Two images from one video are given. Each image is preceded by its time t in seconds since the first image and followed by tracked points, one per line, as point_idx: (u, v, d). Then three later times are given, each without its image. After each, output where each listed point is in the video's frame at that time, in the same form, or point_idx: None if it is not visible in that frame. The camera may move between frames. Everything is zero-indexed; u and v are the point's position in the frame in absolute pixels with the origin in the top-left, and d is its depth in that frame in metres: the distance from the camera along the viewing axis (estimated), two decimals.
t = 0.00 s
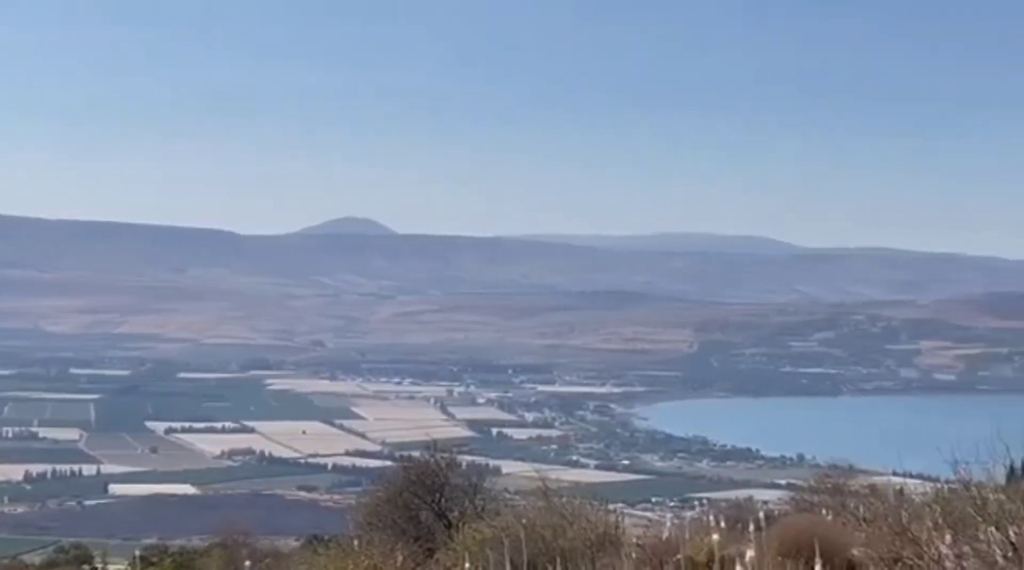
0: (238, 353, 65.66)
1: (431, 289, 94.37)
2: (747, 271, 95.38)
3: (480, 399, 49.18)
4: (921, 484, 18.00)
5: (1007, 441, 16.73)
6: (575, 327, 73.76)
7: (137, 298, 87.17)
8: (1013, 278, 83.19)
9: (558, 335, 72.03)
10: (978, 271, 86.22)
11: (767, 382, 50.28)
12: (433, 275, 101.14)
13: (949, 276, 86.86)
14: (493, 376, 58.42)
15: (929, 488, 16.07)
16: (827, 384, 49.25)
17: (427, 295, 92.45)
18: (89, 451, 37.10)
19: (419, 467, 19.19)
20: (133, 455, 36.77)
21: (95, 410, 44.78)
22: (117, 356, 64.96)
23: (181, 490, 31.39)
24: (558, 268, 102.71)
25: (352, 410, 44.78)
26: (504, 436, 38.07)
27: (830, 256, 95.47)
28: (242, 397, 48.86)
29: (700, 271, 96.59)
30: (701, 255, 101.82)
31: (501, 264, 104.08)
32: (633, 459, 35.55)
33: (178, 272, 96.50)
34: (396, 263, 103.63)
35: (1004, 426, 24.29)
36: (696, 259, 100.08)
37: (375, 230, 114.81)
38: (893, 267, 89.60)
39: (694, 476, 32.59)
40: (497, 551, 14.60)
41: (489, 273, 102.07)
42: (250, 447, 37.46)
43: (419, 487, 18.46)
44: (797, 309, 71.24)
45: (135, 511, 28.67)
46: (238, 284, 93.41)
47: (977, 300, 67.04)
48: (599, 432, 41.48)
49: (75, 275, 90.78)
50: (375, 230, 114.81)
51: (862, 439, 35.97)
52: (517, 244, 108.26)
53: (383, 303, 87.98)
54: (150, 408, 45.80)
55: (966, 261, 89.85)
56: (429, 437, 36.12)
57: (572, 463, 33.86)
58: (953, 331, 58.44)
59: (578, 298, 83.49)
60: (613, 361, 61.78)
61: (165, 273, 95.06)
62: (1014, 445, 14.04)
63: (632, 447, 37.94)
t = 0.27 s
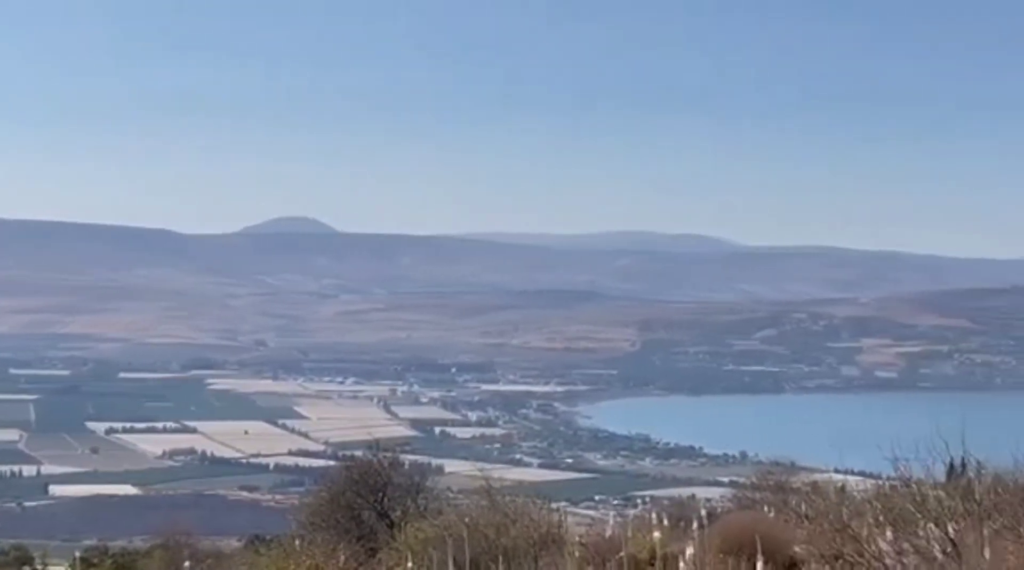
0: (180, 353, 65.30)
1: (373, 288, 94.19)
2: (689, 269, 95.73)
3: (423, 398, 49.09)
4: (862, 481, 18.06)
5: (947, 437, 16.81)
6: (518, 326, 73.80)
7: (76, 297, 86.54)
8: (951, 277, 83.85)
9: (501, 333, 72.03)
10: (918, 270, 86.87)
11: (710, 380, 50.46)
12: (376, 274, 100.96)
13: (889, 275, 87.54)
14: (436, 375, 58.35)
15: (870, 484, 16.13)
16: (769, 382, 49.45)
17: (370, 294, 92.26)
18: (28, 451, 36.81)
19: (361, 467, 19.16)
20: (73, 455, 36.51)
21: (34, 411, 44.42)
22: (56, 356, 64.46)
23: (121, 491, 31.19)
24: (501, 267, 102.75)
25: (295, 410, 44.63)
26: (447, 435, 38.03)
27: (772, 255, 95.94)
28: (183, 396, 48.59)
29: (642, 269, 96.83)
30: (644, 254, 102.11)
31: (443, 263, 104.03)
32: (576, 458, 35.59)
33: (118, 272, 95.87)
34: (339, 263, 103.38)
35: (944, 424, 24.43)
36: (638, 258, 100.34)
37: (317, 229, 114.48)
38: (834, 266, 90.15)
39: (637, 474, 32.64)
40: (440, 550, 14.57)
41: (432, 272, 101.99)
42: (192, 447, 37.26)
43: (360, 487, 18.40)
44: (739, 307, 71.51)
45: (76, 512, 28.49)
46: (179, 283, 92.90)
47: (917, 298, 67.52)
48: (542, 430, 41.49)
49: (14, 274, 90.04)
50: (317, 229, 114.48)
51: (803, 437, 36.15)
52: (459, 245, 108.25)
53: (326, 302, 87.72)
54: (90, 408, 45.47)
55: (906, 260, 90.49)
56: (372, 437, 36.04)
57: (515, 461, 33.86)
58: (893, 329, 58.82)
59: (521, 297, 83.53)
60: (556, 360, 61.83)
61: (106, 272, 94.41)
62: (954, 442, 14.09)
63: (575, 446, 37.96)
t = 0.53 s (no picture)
0: (126, 352, 64.89)
1: (321, 287, 93.94)
2: (636, 267, 95.97)
3: (371, 397, 48.97)
4: (808, 477, 18.12)
5: (893, 433, 16.88)
6: (465, 325, 73.75)
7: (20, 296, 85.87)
8: (896, 274, 84.38)
9: (449, 332, 71.98)
10: (863, 268, 87.36)
11: (657, 378, 50.58)
12: (323, 273, 100.70)
13: (834, 272, 88.12)
14: (383, 374, 58.23)
15: (815, 481, 16.19)
16: (716, 379, 49.60)
17: (317, 292, 92.00)
18: None
19: (308, 467, 19.10)
20: (17, 456, 36.23)
21: None
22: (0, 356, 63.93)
23: (66, 491, 30.98)
24: (449, 265, 102.69)
25: (242, 410, 44.43)
26: (395, 434, 37.95)
27: (718, 253, 96.28)
28: (129, 396, 48.29)
29: (590, 267, 96.97)
30: (591, 252, 102.26)
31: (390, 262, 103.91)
32: (525, 456, 35.58)
33: (63, 271, 95.19)
34: (286, 261, 103.06)
35: (890, 421, 24.54)
36: (585, 256, 100.48)
37: (263, 227, 114.09)
38: (780, 264, 90.55)
39: (586, 472, 32.67)
40: (387, 549, 14.53)
41: (380, 271, 101.81)
42: (138, 447, 37.04)
43: (307, 486, 18.32)
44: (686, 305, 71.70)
45: (21, 513, 28.31)
46: (125, 282, 92.33)
47: (862, 296, 67.89)
48: (490, 428, 41.46)
49: None
50: (263, 227, 114.08)
51: (751, 434, 36.27)
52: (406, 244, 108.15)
53: (273, 302, 87.41)
54: (34, 409, 45.14)
55: (851, 257, 90.99)
56: (320, 436, 35.93)
57: (464, 460, 33.83)
58: (839, 327, 59.11)
59: (469, 296, 83.49)
60: (505, 358, 61.82)
61: (51, 271, 93.73)
62: (899, 439, 14.15)
63: (523, 444, 37.96)
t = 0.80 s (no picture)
0: (79, 352, 64.52)
1: (275, 286, 93.69)
2: (590, 265, 96.18)
3: (326, 396, 48.85)
4: (760, 475, 18.17)
5: (844, 431, 16.94)
6: (420, 323, 73.69)
7: None
8: (848, 272, 84.83)
9: (404, 331, 71.91)
10: (815, 265, 87.78)
11: (612, 375, 50.69)
12: (277, 272, 100.45)
13: (787, 269, 88.53)
14: (338, 373, 58.12)
15: (769, 478, 16.22)
16: (670, 377, 49.72)
17: (271, 291, 91.76)
18: None
19: (262, 466, 19.04)
20: None
21: None
22: None
23: (19, 493, 30.78)
24: (403, 264, 102.61)
25: (196, 410, 44.27)
26: (350, 434, 37.90)
27: (672, 251, 96.57)
28: (82, 396, 48.01)
29: (544, 265, 97.09)
30: (545, 250, 102.40)
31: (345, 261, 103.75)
32: (480, 455, 35.58)
33: (15, 271, 94.52)
34: (240, 260, 102.73)
35: (844, 418, 24.65)
36: (540, 254, 100.63)
37: (216, 226, 113.68)
38: (733, 263, 90.89)
39: (541, 471, 32.70)
40: (342, 549, 14.47)
41: (334, 269, 101.62)
42: (91, 448, 36.84)
43: (261, 486, 18.26)
44: (640, 303, 71.87)
45: None
46: (77, 281, 91.79)
47: (815, 293, 68.24)
48: (445, 427, 41.44)
49: None
50: (216, 226, 113.68)
51: (706, 431, 36.37)
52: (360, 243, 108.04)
53: (227, 301, 87.13)
54: None
55: (803, 255, 91.44)
56: (274, 436, 35.84)
57: (418, 458, 33.80)
58: (792, 324, 59.37)
59: (423, 294, 83.46)
60: (460, 357, 61.80)
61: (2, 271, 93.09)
62: (852, 437, 14.19)
63: (478, 443, 37.96)
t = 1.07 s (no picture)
0: (40, 352, 64.20)
1: (238, 285, 93.44)
2: (554, 263, 96.22)
3: (289, 395, 48.73)
4: (724, 471, 18.19)
5: (807, 428, 16.96)
6: (384, 322, 73.59)
7: None
8: (811, 269, 85.12)
9: (368, 329, 71.81)
10: (778, 263, 88.04)
11: (576, 373, 50.75)
12: (241, 272, 100.19)
13: (749, 267, 88.76)
14: (302, 372, 57.99)
15: (733, 474, 16.23)
16: (634, 374, 49.78)
17: (234, 290, 91.50)
18: None
19: (225, 466, 18.99)
20: None
21: None
22: None
23: None
24: (367, 262, 102.47)
25: (158, 409, 44.10)
26: (313, 433, 37.81)
27: (635, 248, 96.71)
28: (44, 396, 47.77)
29: (508, 264, 97.09)
30: (509, 248, 102.41)
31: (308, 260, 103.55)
32: (444, 453, 35.55)
33: None
34: (203, 259, 102.42)
35: (805, 414, 24.70)
36: (504, 252, 100.64)
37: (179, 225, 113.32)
38: (696, 260, 91.07)
39: (505, 469, 32.69)
40: (305, 549, 14.42)
41: (297, 268, 101.42)
42: (52, 448, 36.65)
43: (225, 485, 18.18)
44: (604, 301, 71.94)
45: None
46: (39, 280, 91.33)
47: (778, 290, 68.45)
48: (409, 426, 41.40)
49: None
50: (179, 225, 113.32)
51: (669, 428, 36.41)
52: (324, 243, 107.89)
53: (190, 300, 86.84)
54: None
55: (765, 252, 91.69)
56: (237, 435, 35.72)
57: (382, 457, 33.75)
58: (755, 321, 59.54)
59: (387, 293, 83.34)
60: (423, 355, 61.74)
61: None
62: (816, 435, 14.20)
63: (442, 441, 37.92)
